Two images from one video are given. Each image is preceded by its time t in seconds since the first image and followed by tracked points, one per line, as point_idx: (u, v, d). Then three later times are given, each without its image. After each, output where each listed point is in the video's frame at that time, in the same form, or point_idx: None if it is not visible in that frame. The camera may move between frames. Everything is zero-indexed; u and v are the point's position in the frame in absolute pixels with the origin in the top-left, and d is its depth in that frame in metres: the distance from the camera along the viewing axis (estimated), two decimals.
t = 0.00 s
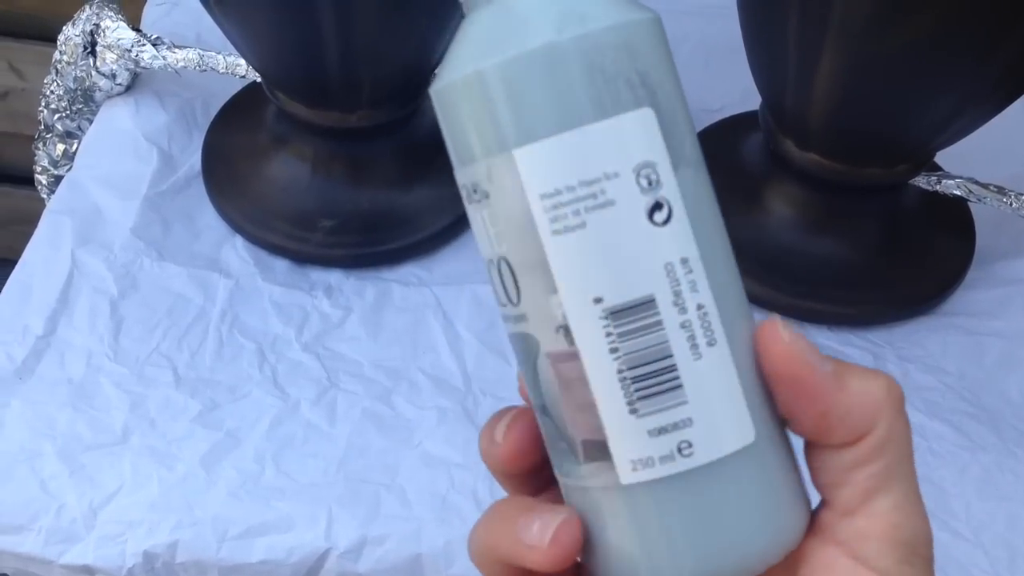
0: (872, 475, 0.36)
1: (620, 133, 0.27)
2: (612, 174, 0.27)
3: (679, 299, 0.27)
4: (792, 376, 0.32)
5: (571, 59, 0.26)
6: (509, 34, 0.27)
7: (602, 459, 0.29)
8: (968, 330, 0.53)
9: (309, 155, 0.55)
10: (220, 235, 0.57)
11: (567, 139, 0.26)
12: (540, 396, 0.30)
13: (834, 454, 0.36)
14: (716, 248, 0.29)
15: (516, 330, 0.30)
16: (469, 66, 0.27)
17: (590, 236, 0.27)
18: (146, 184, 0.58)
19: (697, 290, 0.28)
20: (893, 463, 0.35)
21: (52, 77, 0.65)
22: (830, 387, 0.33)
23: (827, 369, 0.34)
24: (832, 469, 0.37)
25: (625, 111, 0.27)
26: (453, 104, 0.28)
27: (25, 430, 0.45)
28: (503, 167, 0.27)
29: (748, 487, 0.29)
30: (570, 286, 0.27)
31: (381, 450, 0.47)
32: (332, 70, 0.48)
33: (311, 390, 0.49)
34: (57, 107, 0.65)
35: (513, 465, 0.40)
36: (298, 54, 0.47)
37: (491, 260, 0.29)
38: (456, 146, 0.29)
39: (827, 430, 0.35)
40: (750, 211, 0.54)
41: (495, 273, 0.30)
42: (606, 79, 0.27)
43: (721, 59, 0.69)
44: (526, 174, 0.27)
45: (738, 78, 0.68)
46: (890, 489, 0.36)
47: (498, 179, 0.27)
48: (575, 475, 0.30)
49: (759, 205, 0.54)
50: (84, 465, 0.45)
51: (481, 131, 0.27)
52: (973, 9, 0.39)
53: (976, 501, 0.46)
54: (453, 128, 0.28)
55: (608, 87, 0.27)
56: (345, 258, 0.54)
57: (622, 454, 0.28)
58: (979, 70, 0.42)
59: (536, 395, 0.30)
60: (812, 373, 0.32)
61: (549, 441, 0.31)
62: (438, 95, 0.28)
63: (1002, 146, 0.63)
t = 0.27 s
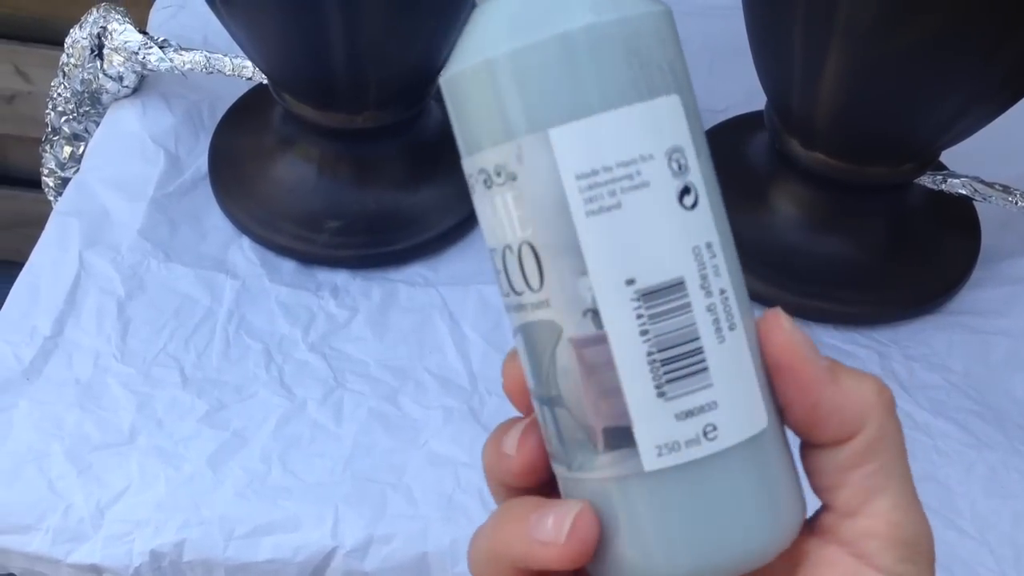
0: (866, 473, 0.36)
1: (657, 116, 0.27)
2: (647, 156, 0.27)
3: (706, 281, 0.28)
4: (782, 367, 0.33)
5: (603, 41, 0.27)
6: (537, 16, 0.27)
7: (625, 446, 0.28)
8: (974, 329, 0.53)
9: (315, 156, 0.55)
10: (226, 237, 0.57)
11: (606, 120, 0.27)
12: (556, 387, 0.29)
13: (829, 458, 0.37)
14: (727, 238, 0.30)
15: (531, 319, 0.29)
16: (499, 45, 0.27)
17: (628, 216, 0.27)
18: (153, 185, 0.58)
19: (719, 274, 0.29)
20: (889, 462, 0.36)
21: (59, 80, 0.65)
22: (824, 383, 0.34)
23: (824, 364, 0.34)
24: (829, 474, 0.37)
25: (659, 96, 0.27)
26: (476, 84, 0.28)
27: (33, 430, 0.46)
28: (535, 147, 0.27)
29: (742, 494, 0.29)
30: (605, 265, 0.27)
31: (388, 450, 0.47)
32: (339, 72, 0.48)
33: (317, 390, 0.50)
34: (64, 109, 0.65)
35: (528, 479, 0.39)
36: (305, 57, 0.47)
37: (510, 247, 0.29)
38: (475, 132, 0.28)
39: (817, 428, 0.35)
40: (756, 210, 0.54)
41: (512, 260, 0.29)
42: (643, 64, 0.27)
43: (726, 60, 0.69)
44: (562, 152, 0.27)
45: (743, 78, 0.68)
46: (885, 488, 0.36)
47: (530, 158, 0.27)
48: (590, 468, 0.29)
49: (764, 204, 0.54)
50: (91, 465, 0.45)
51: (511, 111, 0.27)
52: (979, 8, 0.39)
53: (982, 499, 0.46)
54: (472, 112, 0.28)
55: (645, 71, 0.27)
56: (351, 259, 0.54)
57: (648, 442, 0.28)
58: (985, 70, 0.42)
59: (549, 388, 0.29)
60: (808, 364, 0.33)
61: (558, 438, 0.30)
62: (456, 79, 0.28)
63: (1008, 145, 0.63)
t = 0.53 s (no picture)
0: (846, 493, 0.36)
1: (657, 124, 0.30)
2: (652, 157, 0.29)
3: (699, 280, 0.30)
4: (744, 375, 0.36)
5: (613, 48, 0.29)
6: (550, 21, 0.29)
7: (626, 440, 0.29)
8: (972, 325, 0.54)
9: (315, 152, 0.55)
10: (226, 232, 0.57)
11: (616, 120, 0.29)
12: (552, 380, 0.30)
13: (809, 483, 0.37)
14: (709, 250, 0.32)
15: (531, 313, 0.30)
16: (510, 45, 0.29)
17: (634, 210, 0.29)
18: (153, 181, 0.58)
19: (709, 277, 0.31)
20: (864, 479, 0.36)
21: (60, 76, 0.65)
22: (787, 395, 0.36)
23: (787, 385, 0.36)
24: (812, 501, 0.38)
25: (658, 107, 0.30)
26: (484, 84, 0.29)
27: (33, 424, 0.46)
28: (550, 141, 0.29)
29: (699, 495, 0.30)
30: (614, 256, 0.29)
31: (388, 444, 0.47)
32: (340, 67, 0.48)
33: (317, 385, 0.50)
34: (64, 105, 0.65)
35: (491, 479, 0.39)
36: (305, 52, 0.47)
37: (512, 240, 0.30)
38: (480, 130, 0.30)
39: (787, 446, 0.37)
40: (755, 207, 0.54)
41: (512, 255, 0.30)
42: (644, 76, 0.30)
43: (726, 58, 0.69)
44: (575, 147, 0.29)
45: (742, 75, 0.68)
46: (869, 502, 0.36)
47: (541, 151, 0.29)
48: (583, 465, 0.30)
49: (763, 201, 0.54)
50: (92, 459, 0.45)
51: (523, 107, 0.29)
52: (978, 4, 0.39)
53: (981, 493, 0.46)
54: (478, 110, 0.30)
55: (647, 83, 0.30)
56: (351, 254, 0.54)
57: (649, 434, 0.29)
58: (982, 66, 0.42)
59: (545, 382, 0.30)
60: (771, 375, 0.36)
61: (549, 435, 0.30)
62: (460, 80, 0.30)
63: (1005, 142, 0.64)
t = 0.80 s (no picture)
0: (857, 487, 0.36)
1: (680, 130, 0.30)
2: (674, 161, 0.30)
3: (710, 284, 0.31)
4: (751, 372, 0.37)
5: (646, 54, 0.29)
6: (585, 21, 0.29)
7: (634, 436, 0.29)
8: (970, 320, 0.54)
9: (313, 146, 0.55)
10: (224, 227, 0.57)
11: (641, 122, 0.29)
12: (564, 376, 0.30)
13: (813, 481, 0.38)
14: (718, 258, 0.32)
15: (548, 308, 0.30)
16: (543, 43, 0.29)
17: (655, 211, 0.29)
18: (151, 175, 0.58)
19: (720, 282, 0.31)
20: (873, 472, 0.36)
21: (58, 71, 0.65)
22: (794, 392, 0.37)
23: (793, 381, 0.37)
24: (818, 499, 0.38)
25: (682, 115, 0.30)
26: (515, 80, 0.29)
27: (29, 418, 0.46)
28: (578, 139, 0.29)
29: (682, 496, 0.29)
30: (634, 254, 0.29)
31: (384, 438, 0.47)
32: (337, 61, 0.48)
33: (314, 379, 0.50)
34: (63, 100, 0.65)
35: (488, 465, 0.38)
36: (302, 45, 0.47)
37: (532, 235, 0.30)
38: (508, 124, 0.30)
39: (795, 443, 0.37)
40: (754, 202, 0.54)
41: (531, 249, 0.30)
42: (672, 84, 0.30)
43: (725, 53, 0.69)
44: (602, 145, 0.29)
45: (741, 71, 0.68)
46: (878, 495, 0.36)
47: (567, 149, 0.29)
48: (588, 460, 0.30)
49: (762, 196, 0.54)
50: (88, 453, 0.45)
51: (552, 105, 0.29)
52: None
53: (978, 488, 0.46)
54: (507, 105, 0.30)
55: (674, 91, 0.30)
56: (349, 248, 0.54)
57: (655, 433, 0.29)
58: (982, 61, 0.42)
59: (557, 377, 0.30)
60: (778, 372, 0.37)
61: (559, 430, 0.30)
62: (492, 74, 0.30)
63: (1005, 137, 0.64)
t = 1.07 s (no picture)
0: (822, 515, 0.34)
1: (674, 129, 0.30)
2: (673, 158, 0.30)
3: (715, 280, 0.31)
4: (754, 373, 0.30)
5: (636, 51, 0.29)
6: (577, 24, 0.29)
7: (668, 429, 0.29)
8: (965, 318, 0.54)
9: (307, 144, 0.55)
10: (218, 225, 0.57)
11: (643, 119, 0.29)
12: (589, 376, 0.29)
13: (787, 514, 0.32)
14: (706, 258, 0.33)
15: (567, 308, 0.29)
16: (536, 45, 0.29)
17: (665, 207, 0.29)
18: (145, 173, 0.58)
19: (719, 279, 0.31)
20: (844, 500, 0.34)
21: (52, 68, 0.65)
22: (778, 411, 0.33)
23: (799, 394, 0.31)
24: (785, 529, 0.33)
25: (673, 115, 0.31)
26: (507, 85, 0.29)
27: (22, 417, 0.45)
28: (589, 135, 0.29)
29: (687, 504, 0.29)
30: (652, 250, 0.29)
31: (378, 437, 0.47)
32: (331, 59, 0.48)
33: (308, 378, 0.49)
34: (57, 98, 0.65)
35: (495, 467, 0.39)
36: (295, 43, 0.47)
37: (546, 235, 0.29)
38: (503, 129, 0.29)
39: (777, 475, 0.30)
40: (748, 200, 0.54)
41: (544, 250, 0.29)
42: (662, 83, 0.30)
43: (720, 51, 0.69)
44: (612, 140, 0.29)
45: (736, 69, 0.68)
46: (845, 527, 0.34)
47: (577, 145, 0.28)
48: (621, 459, 0.29)
49: (756, 194, 0.54)
50: (81, 452, 0.45)
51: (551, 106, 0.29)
52: None
53: (972, 487, 0.46)
54: (501, 109, 0.29)
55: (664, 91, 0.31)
56: (343, 246, 0.54)
57: (689, 423, 0.29)
58: (976, 59, 0.42)
59: (580, 376, 0.29)
60: (779, 382, 0.30)
61: (584, 434, 0.29)
62: (484, 78, 0.29)
63: (1000, 135, 0.64)
